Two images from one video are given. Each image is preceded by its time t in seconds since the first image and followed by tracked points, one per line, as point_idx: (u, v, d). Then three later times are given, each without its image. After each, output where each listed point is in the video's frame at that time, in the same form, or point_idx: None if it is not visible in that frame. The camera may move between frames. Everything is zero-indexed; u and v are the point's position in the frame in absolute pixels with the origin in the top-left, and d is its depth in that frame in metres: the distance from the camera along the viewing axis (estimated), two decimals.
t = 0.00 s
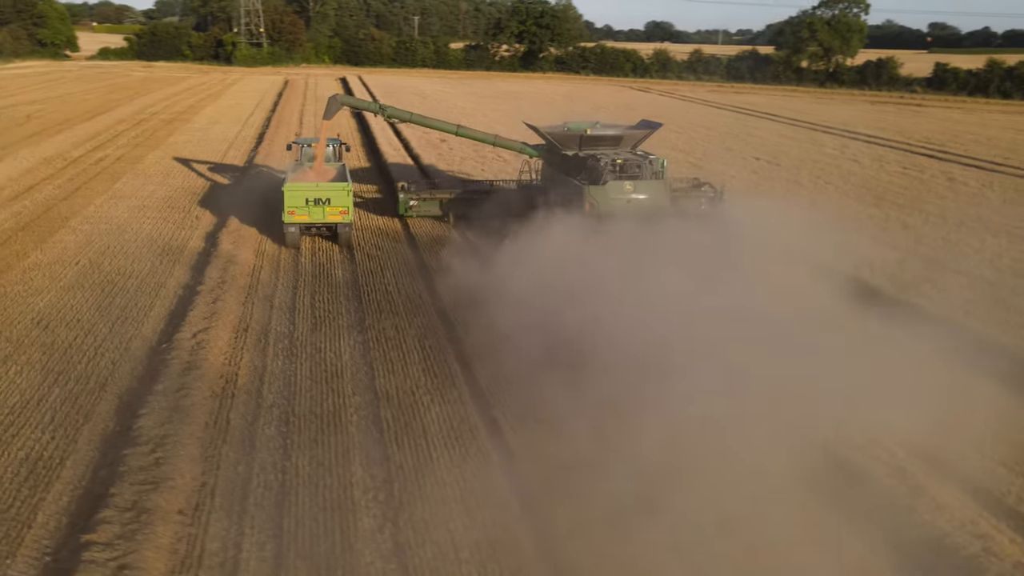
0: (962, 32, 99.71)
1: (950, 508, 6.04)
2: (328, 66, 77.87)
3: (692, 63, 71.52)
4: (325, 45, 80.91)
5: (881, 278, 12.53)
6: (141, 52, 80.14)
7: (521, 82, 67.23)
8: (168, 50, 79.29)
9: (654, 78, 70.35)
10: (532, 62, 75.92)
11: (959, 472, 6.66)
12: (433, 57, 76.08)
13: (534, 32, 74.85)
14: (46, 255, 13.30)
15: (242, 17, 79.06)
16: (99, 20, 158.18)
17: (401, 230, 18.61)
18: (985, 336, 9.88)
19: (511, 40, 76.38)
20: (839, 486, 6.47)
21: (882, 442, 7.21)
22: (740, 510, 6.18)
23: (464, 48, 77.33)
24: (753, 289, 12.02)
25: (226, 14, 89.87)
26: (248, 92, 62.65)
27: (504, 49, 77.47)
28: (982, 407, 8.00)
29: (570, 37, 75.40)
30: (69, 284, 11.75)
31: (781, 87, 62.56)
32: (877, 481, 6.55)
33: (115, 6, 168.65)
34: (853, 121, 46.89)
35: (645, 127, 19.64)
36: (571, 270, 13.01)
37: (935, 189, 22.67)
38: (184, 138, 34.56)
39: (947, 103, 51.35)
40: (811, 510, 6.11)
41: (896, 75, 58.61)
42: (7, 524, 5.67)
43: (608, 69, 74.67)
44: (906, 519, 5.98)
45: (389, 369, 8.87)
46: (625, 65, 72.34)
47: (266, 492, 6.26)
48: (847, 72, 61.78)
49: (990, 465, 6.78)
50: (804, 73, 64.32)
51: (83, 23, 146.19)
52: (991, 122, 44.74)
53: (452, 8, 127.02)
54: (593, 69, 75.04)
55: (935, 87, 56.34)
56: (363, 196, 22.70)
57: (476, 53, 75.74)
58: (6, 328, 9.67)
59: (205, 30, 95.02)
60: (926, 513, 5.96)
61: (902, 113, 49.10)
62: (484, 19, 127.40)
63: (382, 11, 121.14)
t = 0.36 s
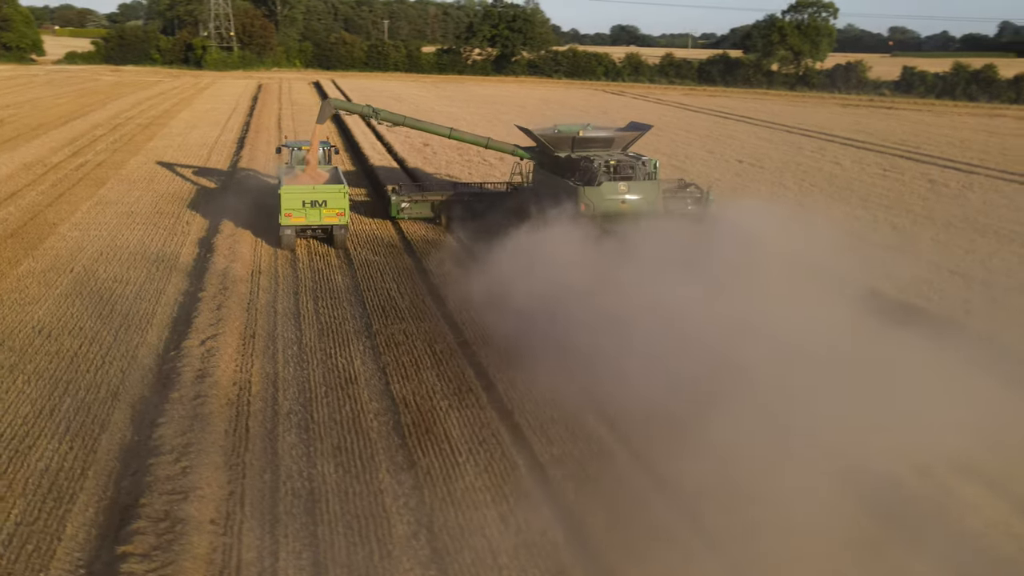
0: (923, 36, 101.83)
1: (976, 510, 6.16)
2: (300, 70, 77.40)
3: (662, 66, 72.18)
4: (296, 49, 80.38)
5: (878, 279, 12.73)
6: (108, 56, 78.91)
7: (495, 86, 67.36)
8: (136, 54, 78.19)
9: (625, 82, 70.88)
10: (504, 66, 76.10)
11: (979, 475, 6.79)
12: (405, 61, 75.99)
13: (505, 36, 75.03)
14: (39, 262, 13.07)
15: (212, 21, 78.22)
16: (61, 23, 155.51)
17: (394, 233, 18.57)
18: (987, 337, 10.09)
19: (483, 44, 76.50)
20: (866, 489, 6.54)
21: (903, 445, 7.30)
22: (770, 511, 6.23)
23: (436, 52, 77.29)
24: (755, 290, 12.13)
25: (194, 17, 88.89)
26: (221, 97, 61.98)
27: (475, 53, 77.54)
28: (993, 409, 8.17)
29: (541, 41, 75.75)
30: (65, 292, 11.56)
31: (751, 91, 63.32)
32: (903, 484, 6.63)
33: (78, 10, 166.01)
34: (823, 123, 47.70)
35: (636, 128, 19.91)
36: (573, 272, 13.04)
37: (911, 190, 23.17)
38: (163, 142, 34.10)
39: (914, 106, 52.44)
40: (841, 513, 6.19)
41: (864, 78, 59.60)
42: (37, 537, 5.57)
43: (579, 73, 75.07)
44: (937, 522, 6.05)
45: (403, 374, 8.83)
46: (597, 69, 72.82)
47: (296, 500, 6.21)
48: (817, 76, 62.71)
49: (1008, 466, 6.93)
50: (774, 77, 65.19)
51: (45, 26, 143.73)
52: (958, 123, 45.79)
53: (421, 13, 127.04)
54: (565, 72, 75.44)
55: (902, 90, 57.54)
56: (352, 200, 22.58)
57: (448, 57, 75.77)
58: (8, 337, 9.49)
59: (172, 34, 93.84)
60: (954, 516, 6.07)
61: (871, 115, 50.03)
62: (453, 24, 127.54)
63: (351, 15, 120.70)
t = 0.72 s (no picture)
0: (886, 39, 103.67)
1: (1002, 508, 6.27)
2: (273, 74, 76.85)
3: (635, 69, 72.70)
4: (268, 52, 79.77)
5: (877, 280, 12.92)
6: (77, 60, 77.65)
7: (470, 89, 67.39)
8: (105, 58, 77.01)
9: (598, 85, 71.27)
10: (477, 69, 76.15)
11: (1000, 471, 6.90)
12: (378, 65, 75.83)
13: (479, 39, 75.13)
14: (32, 269, 12.84)
15: (182, 24, 77.34)
16: (23, 26, 152.79)
17: (388, 236, 18.51)
18: (989, 336, 10.26)
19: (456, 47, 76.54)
20: (892, 486, 6.62)
21: (922, 441, 7.41)
22: (799, 506, 6.28)
23: (409, 55, 77.18)
24: (757, 289, 12.25)
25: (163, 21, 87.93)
26: (196, 100, 61.30)
27: (449, 56, 77.50)
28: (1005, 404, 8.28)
29: (515, 44, 75.91)
30: (64, 298, 11.38)
31: (725, 94, 63.97)
32: (926, 481, 6.72)
33: (40, 13, 163.16)
34: (796, 125, 48.41)
35: (627, 129, 20.19)
36: (575, 273, 13.08)
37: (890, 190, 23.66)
38: (142, 147, 33.66)
39: (883, 108, 53.43)
40: (868, 509, 6.26)
41: (835, 81, 60.51)
42: (69, 546, 5.48)
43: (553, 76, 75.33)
44: (965, 520, 6.13)
45: (419, 379, 8.78)
46: (571, 73, 73.17)
47: (327, 505, 6.16)
48: (788, 79, 63.54)
49: None
50: (746, 80, 65.97)
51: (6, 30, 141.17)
52: (927, 125, 46.74)
53: (392, 16, 126.87)
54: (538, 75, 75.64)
55: (871, 93, 58.60)
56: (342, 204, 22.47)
57: (421, 61, 75.72)
58: (12, 345, 9.32)
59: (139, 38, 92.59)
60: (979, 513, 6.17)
61: (842, 117, 50.89)
62: (424, 27, 127.43)
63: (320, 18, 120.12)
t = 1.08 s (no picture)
0: (852, 43, 105.41)
1: None
2: (246, 79, 76.16)
3: (609, 73, 73.12)
4: (241, 56, 79.12)
5: (876, 280, 13.12)
6: (45, 63, 76.40)
7: (446, 93, 67.34)
8: (74, 61, 75.85)
9: (574, 88, 71.60)
10: (452, 73, 76.13)
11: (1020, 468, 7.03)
12: (352, 68, 75.52)
13: (454, 43, 75.19)
14: (28, 275, 12.65)
15: (153, 27, 76.44)
16: None
17: (383, 240, 18.47)
18: (992, 334, 10.47)
19: (430, 51, 76.49)
20: (916, 483, 6.73)
21: (940, 438, 7.53)
22: (828, 502, 6.36)
23: (383, 59, 76.99)
24: (757, 291, 12.40)
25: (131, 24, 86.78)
26: (170, 104, 60.62)
27: (423, 60, 77.39)
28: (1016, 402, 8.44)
29: (489, 48, 76.08)
30: (64, 305, 11.22)
31: (700, 97, 64.57)
32: (948, 477, 6.84)
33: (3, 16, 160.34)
34: (771, 127, 49.07)
35: (618, 131, 20.33)
36: (576, 277, 13.15)
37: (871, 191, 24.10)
38: (121, 151, 33.20)
39: (855, 110, 54.37)
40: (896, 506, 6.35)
41: (807, 84, 61.39)
42: (105, 556, 5.41)
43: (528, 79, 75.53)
44: (991, 516, 6.25)
45: (435, 383, 8.76)
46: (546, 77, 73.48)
47: (360, 511, 6.13)
48: (761, 82, 64.33)
49: None
50: (719, 83, 66.66)
51: None
52: (897, 127, 47.66)
53: (362, 20, 126.45)
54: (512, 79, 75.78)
55: (842, 96, 59.60)
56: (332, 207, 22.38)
57: (395, 64, 75.57)
58: (19, 352, 9.18)
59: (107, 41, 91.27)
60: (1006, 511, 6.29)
61: (814, 120, 51.67)
62: (395, 30, 127.16)
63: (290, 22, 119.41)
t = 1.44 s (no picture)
0: (818, 46, 106.98)
1: None
2: (220, 82, 75.49)
3: (585, 76, 73.45)
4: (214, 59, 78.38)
5: (875, 279, 13.34)
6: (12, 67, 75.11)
7: (422, 96, 67.26)
8: (43, 65, 74.69)
9: (550, 91, 71.81)
10: (427, 77, 76.00)
11: None
12: (327, 72, 75.09)
13: (429, 46, 75.16)
14: (26, 281, 12.47)
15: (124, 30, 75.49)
16: None
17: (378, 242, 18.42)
18: (995, 332, 10.68)
19: (406, 54, 76.37)
20: (943, 475, 6.82)
21: (960, 433, 7.66)
22: (860, 496, 6.43)
23: (358, 62, 76.68)
24: (760, 293, 12.54)
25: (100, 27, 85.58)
26: (145, 108, 59.93)
27: (398, 63, 77.16)
28: None
29: (465, 51, 76.19)
30: (66, 310, 11.09)
31: (676, 100, 65.09)
32: (974, 470, 6.94)
33: None
34: (748, 129, 49.64)
35: (610, 132, 20.40)
36: (579, 281, 13.20)
37: (856, 192, 24.42)
38: (101, 155, 32.73)
39: (829, 113, 55.15)
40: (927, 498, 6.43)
41: (780, 87, 62.16)
42: (144, 564, 5.35)
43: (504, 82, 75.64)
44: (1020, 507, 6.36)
45: (454, 386, 8.74)
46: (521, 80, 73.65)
47: (396, 514, 6.11)
48: (735, 85, 65.04)
49: None
50: (694, 86, 67.30)
51: None
52: (870, 129, 48.42)
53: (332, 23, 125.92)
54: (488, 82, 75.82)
55: (815, 99, 60.41)
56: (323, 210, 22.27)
57: (370, 68, 75.28)
58: (28, 359, 9.06)
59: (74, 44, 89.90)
60: None
61: (789, 122, 52.32)
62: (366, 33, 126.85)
63: (260, 25, 118.73)
